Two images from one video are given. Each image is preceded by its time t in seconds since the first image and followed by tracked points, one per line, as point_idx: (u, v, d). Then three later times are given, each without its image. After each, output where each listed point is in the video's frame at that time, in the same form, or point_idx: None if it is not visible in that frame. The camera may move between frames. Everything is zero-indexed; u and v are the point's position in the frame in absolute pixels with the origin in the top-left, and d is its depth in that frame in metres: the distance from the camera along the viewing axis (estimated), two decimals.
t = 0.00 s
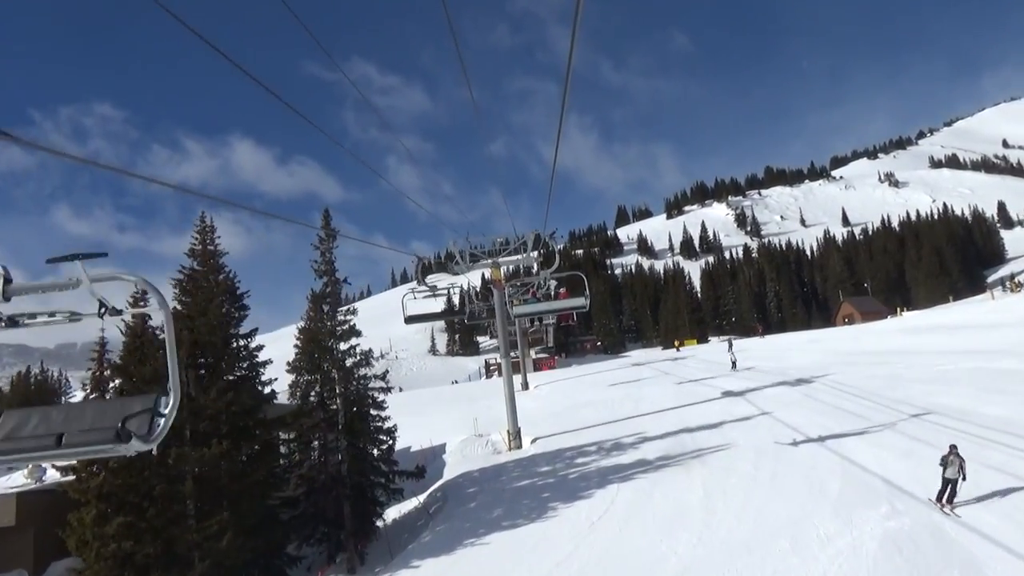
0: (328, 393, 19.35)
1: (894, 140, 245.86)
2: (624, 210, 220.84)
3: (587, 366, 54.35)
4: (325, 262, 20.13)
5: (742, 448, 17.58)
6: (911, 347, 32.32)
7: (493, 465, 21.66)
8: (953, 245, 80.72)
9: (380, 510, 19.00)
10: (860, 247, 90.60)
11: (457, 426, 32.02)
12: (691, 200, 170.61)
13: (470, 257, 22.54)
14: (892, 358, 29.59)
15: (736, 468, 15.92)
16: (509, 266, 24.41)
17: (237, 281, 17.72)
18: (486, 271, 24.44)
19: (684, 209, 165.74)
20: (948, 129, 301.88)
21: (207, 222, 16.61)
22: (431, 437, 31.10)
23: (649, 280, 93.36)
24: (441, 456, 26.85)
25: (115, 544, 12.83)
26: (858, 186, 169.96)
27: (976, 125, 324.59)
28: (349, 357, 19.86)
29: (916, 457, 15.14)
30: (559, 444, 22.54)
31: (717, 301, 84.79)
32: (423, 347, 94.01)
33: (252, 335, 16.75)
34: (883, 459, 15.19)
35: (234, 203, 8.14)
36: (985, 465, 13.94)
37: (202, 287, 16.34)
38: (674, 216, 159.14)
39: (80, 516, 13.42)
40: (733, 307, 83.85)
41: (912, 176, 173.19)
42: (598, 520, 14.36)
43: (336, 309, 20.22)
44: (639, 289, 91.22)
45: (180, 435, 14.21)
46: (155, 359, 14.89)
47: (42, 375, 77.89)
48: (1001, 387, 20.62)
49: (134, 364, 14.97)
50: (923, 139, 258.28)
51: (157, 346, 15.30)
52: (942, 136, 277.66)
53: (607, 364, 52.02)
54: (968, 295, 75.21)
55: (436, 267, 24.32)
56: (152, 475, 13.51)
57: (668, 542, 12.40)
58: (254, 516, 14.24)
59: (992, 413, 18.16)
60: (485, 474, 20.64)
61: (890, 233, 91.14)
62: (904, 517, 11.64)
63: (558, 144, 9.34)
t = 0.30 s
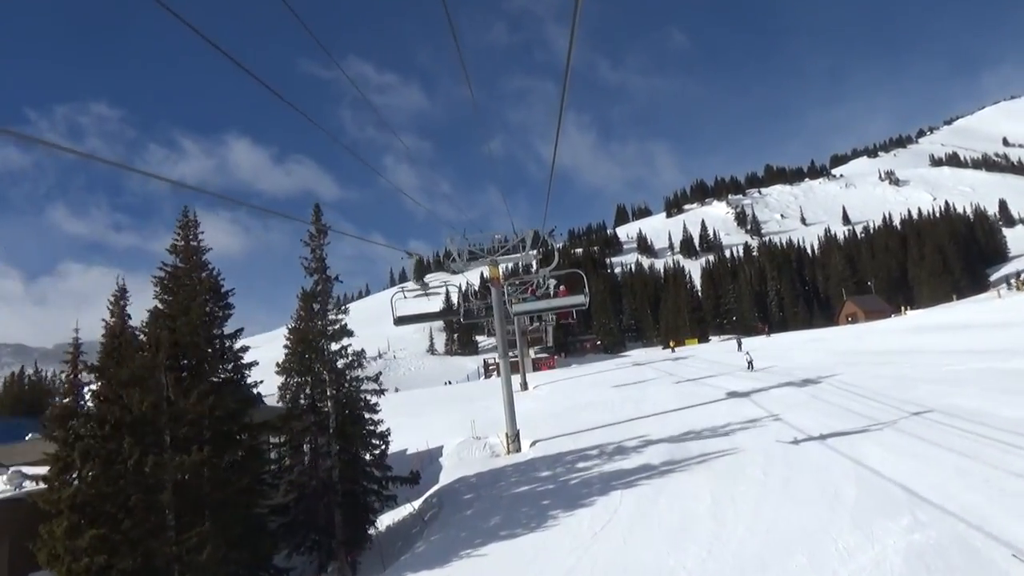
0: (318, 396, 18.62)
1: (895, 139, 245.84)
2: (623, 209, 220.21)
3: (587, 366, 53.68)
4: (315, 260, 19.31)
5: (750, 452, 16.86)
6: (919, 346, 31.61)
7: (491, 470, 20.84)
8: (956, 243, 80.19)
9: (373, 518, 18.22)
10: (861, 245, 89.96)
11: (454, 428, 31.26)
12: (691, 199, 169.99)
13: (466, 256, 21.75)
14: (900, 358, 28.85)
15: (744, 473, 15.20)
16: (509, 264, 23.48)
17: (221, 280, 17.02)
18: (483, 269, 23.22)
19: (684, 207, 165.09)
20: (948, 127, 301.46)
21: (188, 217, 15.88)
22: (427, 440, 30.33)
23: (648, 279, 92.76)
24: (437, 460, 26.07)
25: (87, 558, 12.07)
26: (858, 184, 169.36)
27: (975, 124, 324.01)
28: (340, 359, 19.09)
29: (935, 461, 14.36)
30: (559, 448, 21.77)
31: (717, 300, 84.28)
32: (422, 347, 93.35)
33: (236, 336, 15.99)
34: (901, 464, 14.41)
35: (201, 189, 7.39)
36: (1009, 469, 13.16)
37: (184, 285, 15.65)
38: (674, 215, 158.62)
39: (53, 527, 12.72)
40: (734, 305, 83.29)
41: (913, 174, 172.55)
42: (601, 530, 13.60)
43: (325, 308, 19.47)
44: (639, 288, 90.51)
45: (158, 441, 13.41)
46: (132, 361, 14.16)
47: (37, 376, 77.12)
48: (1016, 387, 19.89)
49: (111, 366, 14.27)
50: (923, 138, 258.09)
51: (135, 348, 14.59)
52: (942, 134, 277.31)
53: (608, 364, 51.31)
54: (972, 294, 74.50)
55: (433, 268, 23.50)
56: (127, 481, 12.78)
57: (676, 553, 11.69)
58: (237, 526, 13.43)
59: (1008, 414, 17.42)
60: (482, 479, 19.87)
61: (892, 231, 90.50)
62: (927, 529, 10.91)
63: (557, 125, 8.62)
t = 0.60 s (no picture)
0: (308, 399, 17.88)
1: (894, 137, 245.13)
2: (623, 208, 219.58)
3: (587, 366, 52.90)
4: (306, 257, 18.55)
5: (759, 457, 16.12)
6: (927, 344, 30.86)
7: (489, 474, 20.07)
8: (958, 241, 79.57)
9: (366, 526, 17.48)
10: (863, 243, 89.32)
11: (451, 430, 30.46)
12: (691, 197, 169.31)
13: (463, 254, 20.95)
14: (908, 357, 28.12)
15: (752, 481, 14.47)
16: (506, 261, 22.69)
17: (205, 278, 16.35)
18: (480, 267, 22.46)
19: (683, 206, 164.45)
20: (947, 125, 301.17)
21: (169, 212, 15.31)
22: (423, 443, 29.55)
23: (648, 278, 92.09)
24: (433, 464, 25.28)
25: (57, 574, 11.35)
26: (858, 182, 168.79)
27: (975, 122, 323.45)
28: (332, 361, 18.33)
29: (956, 466, 13.60)
30: (559, 451, 20.99)
31: (717, 299, 83.61)
32: (420, 347, 92.62)
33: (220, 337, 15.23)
34: (920, 468, 13.65)
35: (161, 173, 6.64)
36: None
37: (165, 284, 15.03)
38: (673, 213, 158.06)
39: (22, 541, 12.00)
40: (734, 304, 82.66)
41: (913, 172, 171.88)
42: (605, 542, 12.82)
43: (316, 308, 18.73)
44: (639, 287, 89.84)
45: (135, 448, 12.69)
46: (108, 364, 13.49)
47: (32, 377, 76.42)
48: None
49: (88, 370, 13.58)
50: (922, 135, 257.59)
51: (112, 351, 13.88)
52: (942, 132, 276.84)
53: (608, 364, 50.51)
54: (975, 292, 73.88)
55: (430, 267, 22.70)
56: (100, 492, 12.06)
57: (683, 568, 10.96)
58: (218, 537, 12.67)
59: None
60: (479, 485, 19.08)
61: (894, 229, 89.85)
62: (956, 542, 10.15)
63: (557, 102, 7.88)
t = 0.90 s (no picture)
0: (299, 402, 17.18)
1: (894, 134, 244.27)
2: (622, 206, 218.83)
3: (587, 365, 52.16)
4: (296, 254, 17.80)
5: (771, 462, 15.33)
6: (937, 343, 30.10)
7: (488, 480, 19.26)
8: (962, 238, 78.86)
9: (359, 536, 16.72)
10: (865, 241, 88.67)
11: (449, 433, 29.65)
12: (691, 195, 168.62)
13: (461, 253, 20.13)
14: (918, 356, 27.34)
15: (763, 488, 13.71)
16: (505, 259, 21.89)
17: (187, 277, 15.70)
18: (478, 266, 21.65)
19: (683, 204, 163.75)
20: (947, 122, 300.49)
21: (147, 207, 14.82)
22: (421, 446, 28.76)
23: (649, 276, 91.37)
24: (431, 469, 24.48)
25: None
26: (859, 180, 168.18)
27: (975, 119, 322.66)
28: (323, 362, 17.59)
29: (980, 473, 12.84)
30: (560, 456, 20.20)
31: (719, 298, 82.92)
32: (419, 347, 91.92)
33: (201, 339, 14.50)
34: (941, 476, 12.89)
35: (112, 154, 5.83)
36: None
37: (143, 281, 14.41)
38: (673, 211, 157.34)
39: None
40: (735, 302, 81.93)
41: (914, 169, 171.15)
42: (610, 555, 12.02)
43: (307, 307, 18.00)
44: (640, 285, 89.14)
45: (110, 458, 11.95)
46: (80, 369, 12.78)
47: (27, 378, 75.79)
48: None
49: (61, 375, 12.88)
50: (922, 132, 257.05)
51: (87, 355, 13.22)
52: (942, 129, 276.28)
53: (609, 364, 49.74)
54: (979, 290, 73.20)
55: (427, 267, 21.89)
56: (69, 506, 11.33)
57: None
58: (198, 552, 11.91)
59: None
60: (477, 491, 18.26)
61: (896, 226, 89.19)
62: (991, 558, 9.36)
63: (563, 73, 7.05)
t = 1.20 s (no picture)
0: (289, 408, 16.40)
1: (895, 133, 243.68)
2: (623, 205, 218.24)
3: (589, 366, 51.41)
4: (285, 254, 17.04)
5: (785, 470, 14.53)
6: (947, 343, 29.34)
7: (487, 488, 18.48)
8: (966, 236, 78.13)
9: (351, 548, 15.95)
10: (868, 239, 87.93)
11: (447, 437, 28.89)
12: (691, 194, 167.93)
13: (459, 253, 19.35)
14: (929, 356, 26.59)
15: (778, 498, 12.92)
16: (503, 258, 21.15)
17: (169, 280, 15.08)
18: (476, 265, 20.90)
19: (684, 204, 162.99)
20: (948, 120, 299.85)
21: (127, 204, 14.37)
22: (418, 451, 27.99)
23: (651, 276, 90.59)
24: (428, 475, 23.73)
25: None
26: (860, 178, 167.48)
27: (975, 117, 322.08)
28: (314, 367, 16.80)
29: (1012, 482, 12.02)
30: (561, 463, 19.40)
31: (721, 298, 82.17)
32: (419, 348, 91.19)
33: (181, 342, 13.75)
34: (969, 486, 12.08)
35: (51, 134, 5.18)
36: None
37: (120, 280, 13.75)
38: (674, 210, 156.62)
39: None
40: (737, 302, 81.24)
41: (915, 168, 170.47)
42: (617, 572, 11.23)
43: (296, 309, 17.23)
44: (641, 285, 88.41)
45: (81, 471, 11.15)
46: (51, 376, 12.01)
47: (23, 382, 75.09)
48: None
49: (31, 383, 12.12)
50: (922, 130, 256.50)
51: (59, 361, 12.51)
52: (942, 127, 275.70)
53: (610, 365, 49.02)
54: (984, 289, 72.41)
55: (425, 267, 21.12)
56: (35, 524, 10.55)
57: None
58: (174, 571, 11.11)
59: None
60: (475, 500, 17.46)
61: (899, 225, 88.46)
62: None
63: (565, 51, 6.41)
